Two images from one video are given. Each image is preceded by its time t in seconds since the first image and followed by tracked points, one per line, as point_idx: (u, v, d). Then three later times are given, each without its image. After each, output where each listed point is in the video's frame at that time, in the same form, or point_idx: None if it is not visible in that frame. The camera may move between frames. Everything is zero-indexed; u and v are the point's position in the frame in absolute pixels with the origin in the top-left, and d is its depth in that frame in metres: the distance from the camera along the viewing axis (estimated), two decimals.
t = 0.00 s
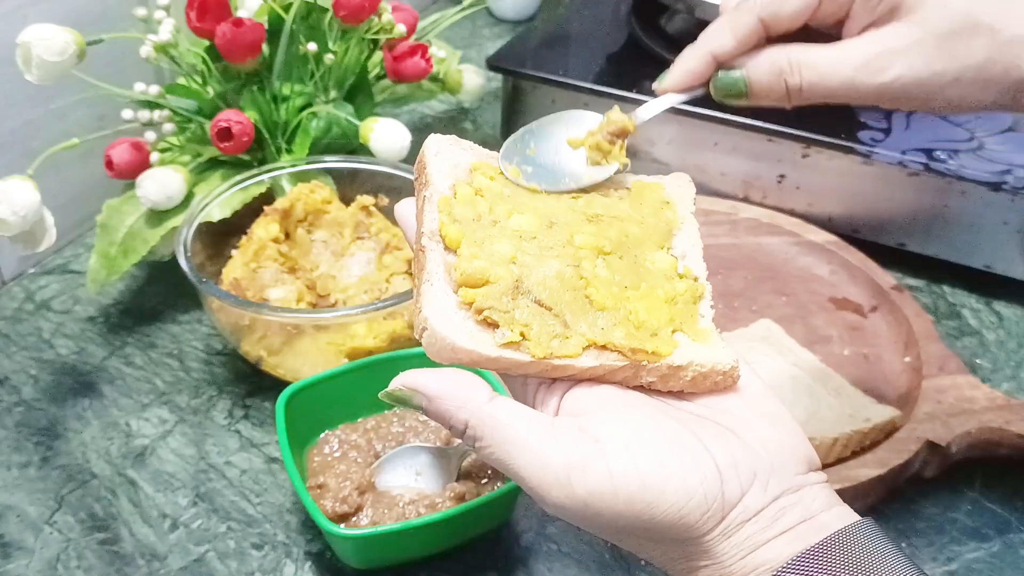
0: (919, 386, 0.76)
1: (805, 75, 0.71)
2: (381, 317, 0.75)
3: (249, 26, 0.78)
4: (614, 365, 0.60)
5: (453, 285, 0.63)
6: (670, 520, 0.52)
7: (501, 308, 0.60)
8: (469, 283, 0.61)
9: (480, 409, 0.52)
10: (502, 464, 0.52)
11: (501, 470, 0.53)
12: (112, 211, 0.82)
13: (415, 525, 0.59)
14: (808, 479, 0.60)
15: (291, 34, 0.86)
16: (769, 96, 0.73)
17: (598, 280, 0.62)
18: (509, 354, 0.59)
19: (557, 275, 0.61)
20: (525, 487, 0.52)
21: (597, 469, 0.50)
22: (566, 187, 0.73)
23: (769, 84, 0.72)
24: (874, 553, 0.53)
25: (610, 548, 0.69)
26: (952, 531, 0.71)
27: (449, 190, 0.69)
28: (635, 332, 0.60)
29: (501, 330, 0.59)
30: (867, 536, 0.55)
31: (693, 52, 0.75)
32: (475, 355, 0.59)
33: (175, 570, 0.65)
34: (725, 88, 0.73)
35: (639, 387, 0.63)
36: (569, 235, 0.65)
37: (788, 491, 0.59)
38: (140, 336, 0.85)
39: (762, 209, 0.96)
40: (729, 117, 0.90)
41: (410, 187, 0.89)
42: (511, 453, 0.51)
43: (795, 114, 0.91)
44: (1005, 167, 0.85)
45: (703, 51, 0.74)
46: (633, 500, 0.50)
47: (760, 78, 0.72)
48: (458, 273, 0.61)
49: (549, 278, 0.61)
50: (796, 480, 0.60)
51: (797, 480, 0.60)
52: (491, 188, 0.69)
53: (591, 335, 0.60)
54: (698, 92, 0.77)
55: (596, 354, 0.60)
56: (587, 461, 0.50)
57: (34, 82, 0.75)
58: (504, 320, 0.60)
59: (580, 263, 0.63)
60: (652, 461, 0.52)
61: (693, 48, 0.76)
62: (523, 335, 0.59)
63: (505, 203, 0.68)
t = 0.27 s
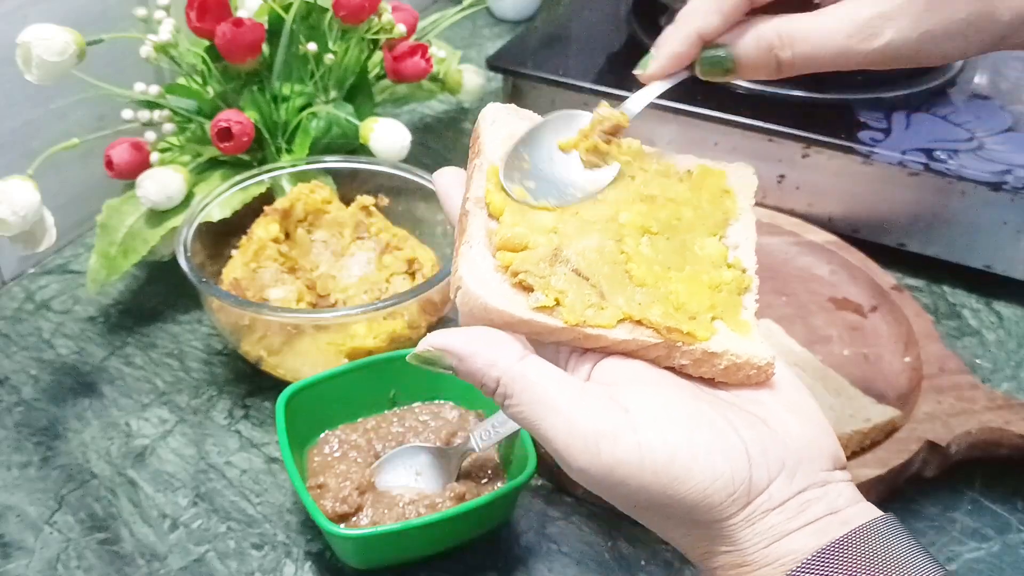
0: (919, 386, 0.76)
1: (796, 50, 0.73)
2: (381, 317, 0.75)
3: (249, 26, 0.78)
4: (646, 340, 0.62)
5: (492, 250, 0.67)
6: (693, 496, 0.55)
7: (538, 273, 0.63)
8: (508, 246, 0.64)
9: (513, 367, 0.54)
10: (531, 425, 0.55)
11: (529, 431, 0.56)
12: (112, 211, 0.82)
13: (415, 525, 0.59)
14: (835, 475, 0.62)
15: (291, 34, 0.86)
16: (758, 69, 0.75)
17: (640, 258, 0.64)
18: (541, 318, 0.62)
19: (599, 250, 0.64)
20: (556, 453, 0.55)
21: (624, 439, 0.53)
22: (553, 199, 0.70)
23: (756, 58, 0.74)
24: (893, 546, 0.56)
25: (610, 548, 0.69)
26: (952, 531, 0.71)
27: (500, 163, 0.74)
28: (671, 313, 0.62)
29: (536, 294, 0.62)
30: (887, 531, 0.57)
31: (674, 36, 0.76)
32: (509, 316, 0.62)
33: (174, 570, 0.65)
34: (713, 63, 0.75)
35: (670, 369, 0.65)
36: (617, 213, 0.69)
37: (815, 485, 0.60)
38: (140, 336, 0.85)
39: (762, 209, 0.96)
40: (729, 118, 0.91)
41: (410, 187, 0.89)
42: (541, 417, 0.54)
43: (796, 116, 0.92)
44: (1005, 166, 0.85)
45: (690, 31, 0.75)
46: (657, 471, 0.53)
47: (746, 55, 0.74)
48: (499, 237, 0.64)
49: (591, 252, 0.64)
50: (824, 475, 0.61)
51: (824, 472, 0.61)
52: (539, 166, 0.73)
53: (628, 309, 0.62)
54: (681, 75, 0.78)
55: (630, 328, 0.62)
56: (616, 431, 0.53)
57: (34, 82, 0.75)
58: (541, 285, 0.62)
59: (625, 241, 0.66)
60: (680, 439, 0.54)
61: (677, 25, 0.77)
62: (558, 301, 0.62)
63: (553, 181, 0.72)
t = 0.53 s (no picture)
0: (919, 385, 0.76)
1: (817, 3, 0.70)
2: (381, 317, 0.75)
3: (249, 26, 0.78)
4: (660, 348, 0.63)
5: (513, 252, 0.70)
6: (704, 504, 0.55)
7: (557, 277, 0.65)
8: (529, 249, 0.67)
9: (525, 375, 0.56)
10: (545, 432, 0.56)
11: (543, 437, 0.57)
12: (112, 211, 0.82)
13: (415, 525, 0.59)
14: (848, 484, 0.62)
15: (291, 34, 0.86)
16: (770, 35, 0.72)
17: (659, 266, 0.65)
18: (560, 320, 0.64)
19: (617, 258, 0.65)
20: (568, 458, 0.57)
21: (634, 445, 0.54)
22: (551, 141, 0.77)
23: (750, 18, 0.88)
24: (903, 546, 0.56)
25: (610, 548, 0.69)
26: (952, 531, 0.71)
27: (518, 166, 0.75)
28: (686, 321, 0.63)
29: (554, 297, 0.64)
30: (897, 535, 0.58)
31: None
32: (528, 316, 0.65)
33: (174, 570, 0.65)
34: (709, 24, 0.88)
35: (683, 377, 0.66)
36: (635, 221, 0.69)
37: (826, 494, 0.60)
38: (140, 336, 0.85)
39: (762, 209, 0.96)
40: (729, 118, 0.91)
41: (410, 187, 0.90)
42: (554, 423, 0.55)
43: (795, 116, 0.92)
44: (1005, 166, 0.86)
45: None
46: (669, 478, 0.54)
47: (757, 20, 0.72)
48: (520, 241, 0.67)
49: (610, 258, 0.65)
50: (838, 484, 0.61)
51: (838, 481, 0.62)
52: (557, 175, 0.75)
53: (644, 317, 0.63)
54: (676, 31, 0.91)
55: (646, 335, 0.63)
56: (626, 438, 0.54)
57: (34, 82, 0.75)
58: (559, 289, 0.65)
59: (643, 249, 0.66)
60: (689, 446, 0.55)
61: None
62: (575, 306, 0.64)
63: (574, 187, 0.74)
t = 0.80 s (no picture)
0: (919, 385, 0.76)
1: None
2: (381, 317, 0.75)
3: (249, 26, 0.78)
4: (669, 322, 0.64)
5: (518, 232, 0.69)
6: (721, 473, 0.56)
7: (564, 253, 0.65)
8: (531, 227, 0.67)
9: (536, 354, 0.54)
10: (559, 411, 0.55)
11: (555, 417, 0.56)
12: (112, 211, 0.82)
13: (415, 525, 0.59)
14: (855, 453, 0.63)
15: (291, 34, 0.86)
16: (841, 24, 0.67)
17: (659, 246, 0.67)
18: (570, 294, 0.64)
19: (622, 238, 0.66)
20: (581, 435, 0.56)
21: (651, 416, 0.54)
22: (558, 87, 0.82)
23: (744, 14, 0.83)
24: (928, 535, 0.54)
25: (610, 548, 0.69)
26: (952, 531, 0.71)
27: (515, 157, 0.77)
28: (691, 296, 0.65)
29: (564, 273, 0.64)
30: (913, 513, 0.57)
31: None
32: (539, 291, 0.64)
33: (175, 570, 0.65)
34: None
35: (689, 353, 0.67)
36: (635, 207, 0.71)
37: (838, 463, 0.61)
38: (140, 336, 0.85)
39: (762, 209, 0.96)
40: (729, 118, 0.91)
41: (410, 187, 0.90)
42: (568, 401, 0.54)
43: (796, 116, 0.92)
44: (1005, 166, 0.86)
45: None
46: (686, 448, 0.54)
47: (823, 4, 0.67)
48: (526, 221, 0.67)
49: (615, 238, 0.66)
50: (846, 452, 0.62)
51: (846, 450, 0.63)
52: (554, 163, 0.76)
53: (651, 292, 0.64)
54: None
55: (654, 309, 0.64)
56: (642, 410, 0.54)
57: (34, 82, 0.75)
58: (568, 264, 0.65)
59: (645, 230, 0.68)
60: (704, 418, 0.56)
61: None
62: (585, 281, 0.64)
63: (572, 177, 0.74)
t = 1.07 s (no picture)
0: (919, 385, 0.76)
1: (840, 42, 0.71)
2: (381, 317, 0.75)
3: (249, 26, 0.78)
4: (700, 291, 0.64)
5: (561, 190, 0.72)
6: (734, 440, 0.57)
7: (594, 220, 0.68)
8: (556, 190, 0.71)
9: (560, 308, 0.56)
10: (578, 365, 0.56)
11: (574, 372, 0.57)
12: (112, 211, 0.82)
13: (415, 525, 0.59)
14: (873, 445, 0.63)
15: (291, 34, 0.86)
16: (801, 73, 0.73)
17: (702, 219, 0.67)
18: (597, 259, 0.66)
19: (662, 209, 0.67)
20: (599, 393, 0.57)
21: (670, 379, 0.56)
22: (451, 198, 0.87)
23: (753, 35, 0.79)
24: (942, 527, 0.55)
25: (610, 548, 0.69)
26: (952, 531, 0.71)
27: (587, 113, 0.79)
28: (727, 268, 0.64)
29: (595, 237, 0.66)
30: (927, 501, 0.57)
31: (714, 43, 0.75)
32: (563, 255, 0.67)
33: (175, 570, 0.65)
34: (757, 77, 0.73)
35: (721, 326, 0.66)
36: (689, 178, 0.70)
37: (853, 451, 0.62)
38: (139, 336, 0.85)
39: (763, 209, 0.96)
40: (729, 118, 0.91)
41: (410, 187, 0.90)
42: (589, 355, 0.56)
43: (796, 116, 0.92)
44: (1005, 166, 0.85)
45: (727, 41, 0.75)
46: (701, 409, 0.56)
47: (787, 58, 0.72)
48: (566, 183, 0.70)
49: (656, 205, 0.67)
50: (864, 443, 0.63)
51: (864, 441, 0.63)
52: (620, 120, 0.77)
53: (685, 259, 0.65)
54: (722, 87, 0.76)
55: (686, 276, 0.64)
56: (661, 370, 0.56)
57: (34, 82, 0.75)
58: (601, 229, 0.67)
59: (691, 201, 0.68)
60: (724, 387, 0.57)
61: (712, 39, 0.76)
62: (614, 247, 0.66)
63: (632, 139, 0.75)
